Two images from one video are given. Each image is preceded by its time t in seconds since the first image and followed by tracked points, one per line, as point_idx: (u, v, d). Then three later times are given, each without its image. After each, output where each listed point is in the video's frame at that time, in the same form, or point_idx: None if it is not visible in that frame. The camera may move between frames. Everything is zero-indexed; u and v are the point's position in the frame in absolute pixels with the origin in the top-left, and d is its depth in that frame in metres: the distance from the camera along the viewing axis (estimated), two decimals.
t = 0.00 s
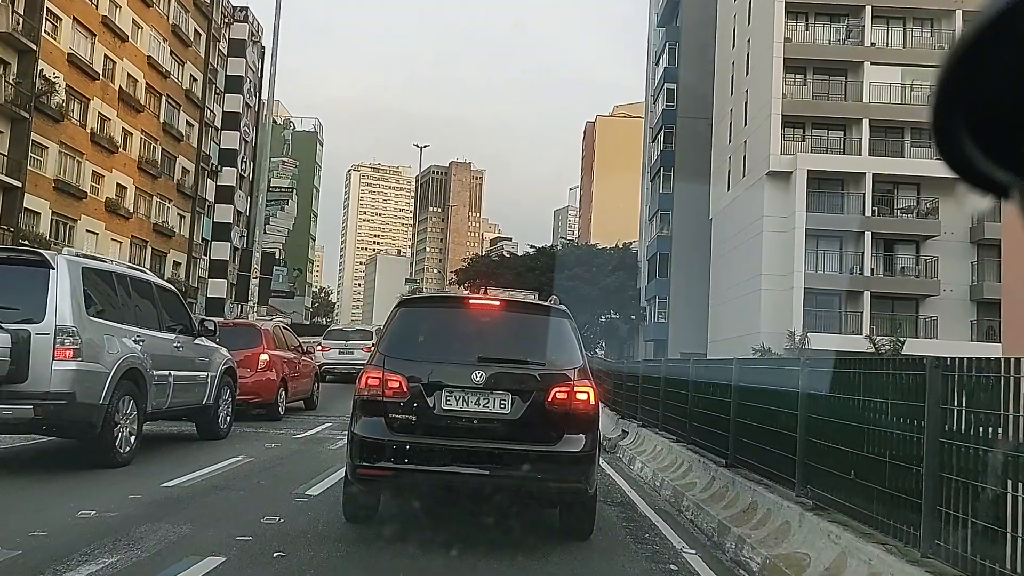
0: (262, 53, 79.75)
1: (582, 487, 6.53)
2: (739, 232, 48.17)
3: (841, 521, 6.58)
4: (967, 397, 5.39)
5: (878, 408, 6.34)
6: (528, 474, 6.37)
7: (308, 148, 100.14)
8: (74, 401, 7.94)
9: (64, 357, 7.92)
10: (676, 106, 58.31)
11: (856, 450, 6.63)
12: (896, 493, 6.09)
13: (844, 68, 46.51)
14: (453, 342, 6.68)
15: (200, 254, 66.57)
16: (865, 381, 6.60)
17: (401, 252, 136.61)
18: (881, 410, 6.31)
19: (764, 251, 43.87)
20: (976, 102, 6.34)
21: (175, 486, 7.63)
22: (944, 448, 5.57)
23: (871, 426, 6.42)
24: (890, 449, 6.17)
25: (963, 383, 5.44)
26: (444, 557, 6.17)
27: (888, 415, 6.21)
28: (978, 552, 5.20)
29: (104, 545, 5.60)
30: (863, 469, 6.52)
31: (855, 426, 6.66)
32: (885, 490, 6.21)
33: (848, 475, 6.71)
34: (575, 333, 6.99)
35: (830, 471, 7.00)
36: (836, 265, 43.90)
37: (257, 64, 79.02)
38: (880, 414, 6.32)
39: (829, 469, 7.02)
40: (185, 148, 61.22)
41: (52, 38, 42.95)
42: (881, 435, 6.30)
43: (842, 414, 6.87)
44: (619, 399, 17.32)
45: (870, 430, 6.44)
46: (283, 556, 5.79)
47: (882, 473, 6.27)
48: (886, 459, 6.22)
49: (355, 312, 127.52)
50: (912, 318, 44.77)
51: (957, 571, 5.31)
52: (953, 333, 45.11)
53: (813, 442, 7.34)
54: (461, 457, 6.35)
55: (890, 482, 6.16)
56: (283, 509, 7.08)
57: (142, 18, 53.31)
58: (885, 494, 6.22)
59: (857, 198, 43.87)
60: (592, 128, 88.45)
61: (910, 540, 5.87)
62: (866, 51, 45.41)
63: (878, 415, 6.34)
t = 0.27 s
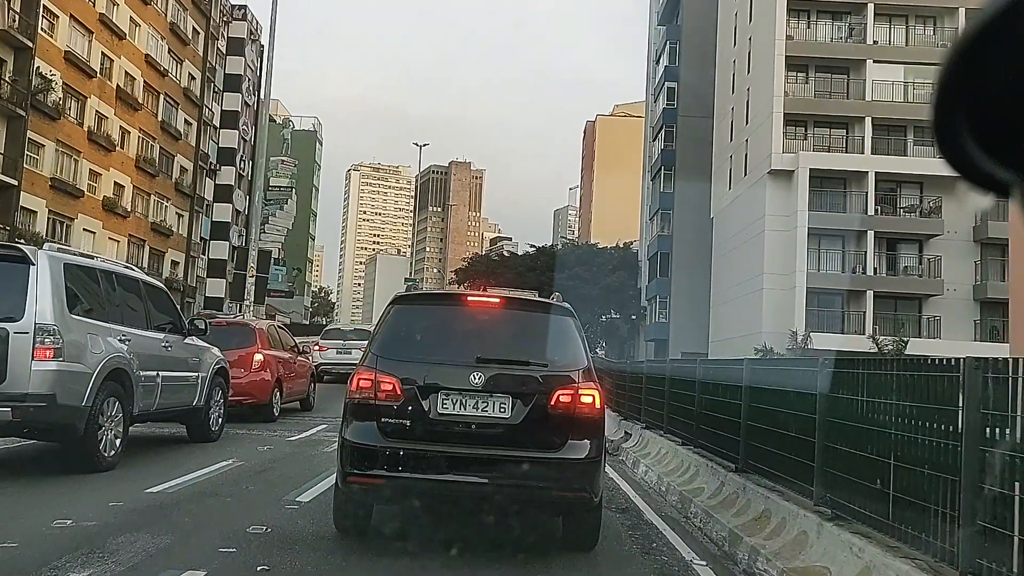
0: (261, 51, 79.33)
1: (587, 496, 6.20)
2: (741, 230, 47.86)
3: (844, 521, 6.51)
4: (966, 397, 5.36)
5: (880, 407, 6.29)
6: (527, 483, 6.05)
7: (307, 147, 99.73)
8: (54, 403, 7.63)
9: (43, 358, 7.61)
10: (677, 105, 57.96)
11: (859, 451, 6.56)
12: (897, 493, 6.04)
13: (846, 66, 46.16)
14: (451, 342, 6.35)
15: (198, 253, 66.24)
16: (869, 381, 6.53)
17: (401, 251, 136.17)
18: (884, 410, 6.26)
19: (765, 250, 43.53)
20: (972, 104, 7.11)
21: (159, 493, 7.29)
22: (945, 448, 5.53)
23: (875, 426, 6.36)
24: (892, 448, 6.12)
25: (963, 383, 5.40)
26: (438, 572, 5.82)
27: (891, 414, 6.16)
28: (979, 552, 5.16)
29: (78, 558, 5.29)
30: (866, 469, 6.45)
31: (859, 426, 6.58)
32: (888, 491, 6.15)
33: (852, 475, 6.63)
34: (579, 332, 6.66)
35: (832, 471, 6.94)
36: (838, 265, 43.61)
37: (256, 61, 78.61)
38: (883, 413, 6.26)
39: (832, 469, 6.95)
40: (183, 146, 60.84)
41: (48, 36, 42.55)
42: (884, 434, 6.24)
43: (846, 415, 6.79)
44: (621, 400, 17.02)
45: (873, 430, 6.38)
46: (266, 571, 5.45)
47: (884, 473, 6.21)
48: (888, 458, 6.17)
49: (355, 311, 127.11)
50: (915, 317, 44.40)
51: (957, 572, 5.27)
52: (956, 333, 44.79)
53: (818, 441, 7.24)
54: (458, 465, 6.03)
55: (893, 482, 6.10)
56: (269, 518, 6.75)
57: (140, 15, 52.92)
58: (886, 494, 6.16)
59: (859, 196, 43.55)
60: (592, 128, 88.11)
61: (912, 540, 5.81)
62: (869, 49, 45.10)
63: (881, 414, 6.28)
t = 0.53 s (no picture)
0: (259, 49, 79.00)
1: (591, 506, 5.90)
2: (742, 230, 47.58)
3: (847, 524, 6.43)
4: (964, 397, 5.31)
5: (880, 408, 6.23)
6: (528, 492, 5.75)
7: (307, 147, 99.39)
8: (33, 405, 7.33)
9: (23, 357, 7.31)
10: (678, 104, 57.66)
11: (862, 452, 6.49)
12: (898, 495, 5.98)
13: (848, 64, 45.78)
14: (447, 342, 6.04)
15: (197, 253, 65.83)
16: (870, 382, 6.48)
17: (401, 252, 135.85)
18: (885, 411, 6.20)
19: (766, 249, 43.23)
20: (969, 99, 10.22)
21: (143, 499, 7.00)
22: (943, 448, 5.48)
23: (876, 427, 6.29)
24: (893, 450, 6.06)
25: (961, 383, 5.36)
26: None
27: (891, 415, 6.10)
28: (978, 552, 5.10)
29: (50, 572, 5.00)
30: (868, 471, 6.38)
31: (860, 429, 6.51)
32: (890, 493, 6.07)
33: (855, 477, 6.55)
34: (583, 333, 6.37)
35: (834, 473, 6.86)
36: (840, 264, 43.28)
37: (255, 60, 78.28)
38: (884, 414, 6.20)
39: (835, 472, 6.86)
40: (181, 146, 60.45)
41: (45, 33, 42.12)
42: (884, 436, 6.17)
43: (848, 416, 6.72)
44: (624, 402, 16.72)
45: (874, 432, 6.31)
46: None
47: (886, 475, 6.14)
48: (888, 460, 6.11)
49: (355, 311, 126.77)
50: (918, 318, 44.10)
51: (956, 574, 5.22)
52: (959, 333, 44.48)
53: (821, 444, 7.14)
54: (455, 474, 5.74)
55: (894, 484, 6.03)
56: (257, 527, 6.45)
57: (137, 13, 52.50)
58: (889, 496, 6.08)
59: (861, 196, 43.19)
60: (592, 127, 87.80)
61: (913, 541, 5.75)
62: (872, 47, 44.76)
63: (881, 415, 6.23)
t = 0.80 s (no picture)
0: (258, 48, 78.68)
1: (596, 514, 5.63)
2: (742, 230, 47.34)
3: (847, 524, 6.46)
4: (967, 398, 5.37)
5: (879, 408, 6.29)
6: (530, 499, 5.49)
7: (306, 146, 99.03)
8: (13, 407, 7.07)
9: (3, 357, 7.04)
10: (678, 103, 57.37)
11: (860, 451, 6.53)
12: (897, 495, 6.06)
13: (850, 62, 45.53)
14: (444, 341, 5.78)
15: (195, 252, 65.49)
16: (869, 383, 6.51)
17: (401, 251, 135.49)
18: (884, 411, 6.26)
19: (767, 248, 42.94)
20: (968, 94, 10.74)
21: (127, 505, 6.73)
22: (946, 450, 5.55)
23: (875, 427, 6.34)
24: (893, 451, 6.10)
25: (964, 386, 5.41)
26: None
27: (890, 415, 6.15)
28: (982, 552, 5.17)
29: None
30: (868, 471, 6.42)
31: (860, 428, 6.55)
32: (893, 493, 6.11)
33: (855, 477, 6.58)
34: (587, 331, 6.10)
35: (836, 472, 6.90)
36: (842, 263, 42.85)
37: (254, 59, 77.97)
38: (883, 414, 6.26)
39: (836, 471, 6.90)
40: (179, 145, 60.09)
41: (42, 31, 41.70)
42: (885, 436, 6.22)
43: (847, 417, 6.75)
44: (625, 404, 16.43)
45: (874, 432, 6.36)
46: None
47: (888, 475, 6.18)
48: (888, 459, 6.17)
49: (354, 311, 126.43)
50: (920, 317, 43.83)
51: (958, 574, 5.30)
52: (961, 333, 44.21)
53: (825, 445, 7.10)
54: (453, 480, 5.46)
55: (895, 484, 6.09)
56: (244, 534, 6.17)
57: (136, 11, 52.10)
58: (891, 495, 6.13)
59: (862, 195, 42.84)
60: (592, 127, 87.50)
61: (915, 543, 5.81)
62: (873, 45, 44.57)
63: (881, 415, 6.28)
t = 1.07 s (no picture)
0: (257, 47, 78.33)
1: (600, 522, 5.38)
2: (743, 230, 47.12)
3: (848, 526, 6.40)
4: (963, 397, 5.31)
5: (891, 410, 6.10)
6: (530, 507, 5.24)
7: (305, 146, 98.70)
8: None
9: None
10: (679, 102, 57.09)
11: (863, 452, 6.48)
12: (899, 494, 5.98)
13: (852, 61, 45.24)
14: (441, 340, 5.53)
15: (194, 252, 65.18)
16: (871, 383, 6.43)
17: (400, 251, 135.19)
18: (883, 410, 6.22)
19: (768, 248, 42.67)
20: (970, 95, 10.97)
21: (111, 512, 6.50)
22: (945, 449, 5.47)
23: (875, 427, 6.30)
24: (895, 452, 6.02)
25: (964, 384, 5.32)
26: None
27: (892, 416, 6.08)
28: (978, 552, 5.10)
29: None
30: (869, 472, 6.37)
31: (862, 428, 6.51)
32: (892, 493, 6.04)
33: (858, 479, 6.52)
34: (590, 331, 5.86)
35: (839, 473, 6.85)
36: (843, 263, 42.59)
37: (253, 58, 77.64)
38: (882, 414, 6.22)
39: (839, 472, 6.84)
40: (178, 144, 59.75)
41: (40, 29, 41.28)
42: (883, 436, 6.18)
43: (849, 417, 6.71)
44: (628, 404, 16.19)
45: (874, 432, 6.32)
46: None
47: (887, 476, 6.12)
48: (891, 461, 6.08)
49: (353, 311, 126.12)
50: (921, 317, 43.55)
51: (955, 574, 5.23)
52: (963, 333, 43.94)
53: (832, 448, 6.96)
54: (450, 486, 5.22)
55: (896, 485, 6.01)
56: (232, 543, 5.93)
57: (134, 9, 51.69)
58: (891, 495, 6.06)
59: (864, 194, 42.63)
60: (592, 127, 87.19)
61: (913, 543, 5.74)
62: (875, 44, 44.28)
63: (881, 415, 6.24)
